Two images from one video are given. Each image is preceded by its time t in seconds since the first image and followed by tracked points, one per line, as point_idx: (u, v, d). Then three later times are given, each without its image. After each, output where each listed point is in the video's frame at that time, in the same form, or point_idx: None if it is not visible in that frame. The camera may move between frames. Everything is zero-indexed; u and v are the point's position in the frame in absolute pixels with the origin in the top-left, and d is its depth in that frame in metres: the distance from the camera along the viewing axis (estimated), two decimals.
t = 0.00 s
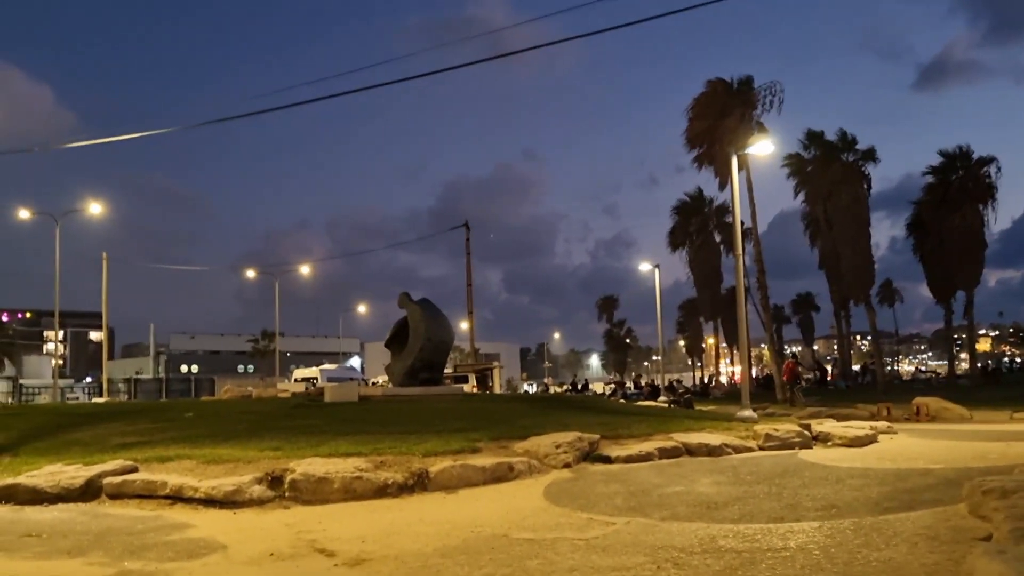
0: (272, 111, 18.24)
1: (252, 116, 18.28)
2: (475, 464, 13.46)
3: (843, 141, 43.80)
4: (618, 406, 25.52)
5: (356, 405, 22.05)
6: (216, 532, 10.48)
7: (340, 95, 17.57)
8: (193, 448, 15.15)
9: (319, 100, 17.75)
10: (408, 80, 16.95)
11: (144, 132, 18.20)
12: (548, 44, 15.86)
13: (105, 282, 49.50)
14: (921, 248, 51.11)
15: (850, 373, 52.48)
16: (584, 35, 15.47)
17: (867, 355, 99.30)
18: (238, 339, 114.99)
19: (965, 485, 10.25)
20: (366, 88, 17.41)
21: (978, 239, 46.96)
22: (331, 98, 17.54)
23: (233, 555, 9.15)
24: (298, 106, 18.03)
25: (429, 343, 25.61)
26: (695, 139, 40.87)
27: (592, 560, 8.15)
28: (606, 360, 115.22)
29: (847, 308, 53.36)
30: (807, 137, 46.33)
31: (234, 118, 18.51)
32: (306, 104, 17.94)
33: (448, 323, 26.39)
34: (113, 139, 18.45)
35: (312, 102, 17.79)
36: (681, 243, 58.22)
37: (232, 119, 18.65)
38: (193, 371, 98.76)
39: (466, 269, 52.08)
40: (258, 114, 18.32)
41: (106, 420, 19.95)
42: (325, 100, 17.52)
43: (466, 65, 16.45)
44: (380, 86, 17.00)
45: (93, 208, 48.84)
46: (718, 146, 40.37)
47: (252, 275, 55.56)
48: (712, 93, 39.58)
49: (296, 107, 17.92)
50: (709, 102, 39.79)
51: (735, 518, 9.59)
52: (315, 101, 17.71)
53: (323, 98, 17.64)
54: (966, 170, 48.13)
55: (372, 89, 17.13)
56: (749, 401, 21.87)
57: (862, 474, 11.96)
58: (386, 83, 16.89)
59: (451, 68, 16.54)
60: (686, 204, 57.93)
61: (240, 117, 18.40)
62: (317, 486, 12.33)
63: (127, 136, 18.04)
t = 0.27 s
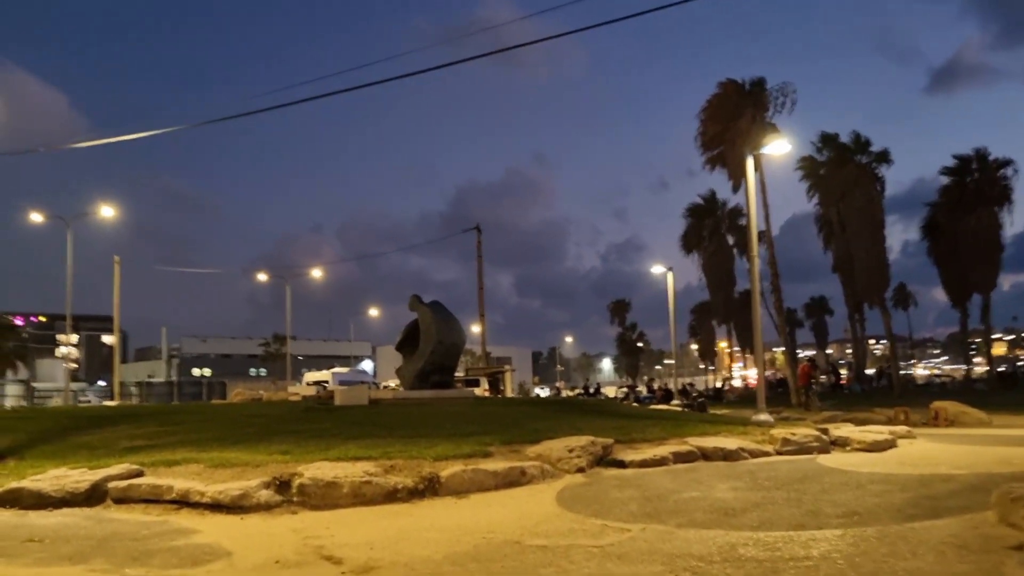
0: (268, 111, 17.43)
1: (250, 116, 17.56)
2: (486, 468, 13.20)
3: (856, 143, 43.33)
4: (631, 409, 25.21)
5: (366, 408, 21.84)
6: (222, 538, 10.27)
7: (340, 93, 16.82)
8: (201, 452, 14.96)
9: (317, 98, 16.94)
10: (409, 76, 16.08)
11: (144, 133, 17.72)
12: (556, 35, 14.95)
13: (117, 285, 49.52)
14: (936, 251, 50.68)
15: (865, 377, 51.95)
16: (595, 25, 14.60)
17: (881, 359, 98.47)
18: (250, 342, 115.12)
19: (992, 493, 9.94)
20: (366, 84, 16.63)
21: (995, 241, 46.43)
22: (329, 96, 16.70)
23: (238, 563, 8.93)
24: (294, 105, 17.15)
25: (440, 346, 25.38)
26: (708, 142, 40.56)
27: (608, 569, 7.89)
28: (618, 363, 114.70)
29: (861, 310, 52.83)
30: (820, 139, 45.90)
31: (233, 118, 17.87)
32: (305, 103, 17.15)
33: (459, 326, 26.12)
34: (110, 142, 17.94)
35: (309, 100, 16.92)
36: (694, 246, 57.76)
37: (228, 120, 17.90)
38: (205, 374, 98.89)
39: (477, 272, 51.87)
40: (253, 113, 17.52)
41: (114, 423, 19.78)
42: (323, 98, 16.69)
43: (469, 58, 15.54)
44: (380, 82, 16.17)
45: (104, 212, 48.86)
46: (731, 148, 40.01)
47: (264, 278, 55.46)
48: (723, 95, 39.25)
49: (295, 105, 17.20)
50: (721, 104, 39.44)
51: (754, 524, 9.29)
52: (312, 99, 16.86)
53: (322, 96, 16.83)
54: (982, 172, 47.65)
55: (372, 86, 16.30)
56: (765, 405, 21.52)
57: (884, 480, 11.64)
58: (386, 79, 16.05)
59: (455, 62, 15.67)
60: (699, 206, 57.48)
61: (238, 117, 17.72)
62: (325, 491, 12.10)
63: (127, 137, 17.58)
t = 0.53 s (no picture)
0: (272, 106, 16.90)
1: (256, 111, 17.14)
2: (500, 472, 12.87)
3: (876, 141, 42.69)
4: (647, 411, 24.80)
5: (378, 410, 21.54)
6: (228, 543, 9.99)
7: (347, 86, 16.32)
8: (209, 454, 14.70)
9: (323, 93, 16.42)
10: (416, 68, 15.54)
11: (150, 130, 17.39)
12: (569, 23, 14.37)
13: (132, 285, 49.50)
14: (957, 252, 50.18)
15: (884, 378, 51.28)
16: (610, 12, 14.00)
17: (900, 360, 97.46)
18: (265, 343, 115.31)
19: None
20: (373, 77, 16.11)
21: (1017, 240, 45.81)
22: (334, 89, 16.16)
23: (244, 570, 8.64)
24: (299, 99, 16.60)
25: (453, 347, 25.07)
26: (725, 140, 40.02)
27: None
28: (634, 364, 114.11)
29: (880, 311, 52.17)
30: (839, 138, 45.26)
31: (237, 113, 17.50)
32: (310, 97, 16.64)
33: (473, 327, 25.80)
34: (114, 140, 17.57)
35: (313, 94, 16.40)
36: (711, 245, 57.24)
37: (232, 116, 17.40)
38: (220, 375, 99.07)
39: (492, 272, 51.55)
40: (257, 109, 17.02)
41: (124, 424, 19.57)
42: (328, 91, 16.18)
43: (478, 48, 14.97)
44: (387, 74, 15.64)
45: (119, 212, 48.82)
46: (749, 146, 39.48)
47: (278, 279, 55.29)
48: (740, 93, 38.62)
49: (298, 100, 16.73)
50: (739, 101, 38.85)
51: (778, 533, 8.90)
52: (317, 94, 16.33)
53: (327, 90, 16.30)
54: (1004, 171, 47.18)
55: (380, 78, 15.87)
56: (785, 406, 21.06)
57: (913, 486, 11.21)
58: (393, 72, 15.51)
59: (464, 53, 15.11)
60: (715, 205, 57.00)
61: (243, 112, 17.27)
62: (334, 495, 11.81)
63: (132, 134, 17.21)
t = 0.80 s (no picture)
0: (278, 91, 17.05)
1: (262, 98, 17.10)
2: (505, 470, 12.59)
3: (886, 131, 42.22)
4: (656, 406, 24.47)
5: (383, 406, 21.28)
6: (226, 544, 9.74)
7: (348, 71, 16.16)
8: (210, 453, 14.46)
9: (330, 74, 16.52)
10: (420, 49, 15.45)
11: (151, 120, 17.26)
12: (571, 1, 14.22)
13: (137, 283, 49.45)
14: (970, 243, 49.75)
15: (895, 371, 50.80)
16: None
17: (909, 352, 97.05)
18: (272, 340, 115.33)
19: None
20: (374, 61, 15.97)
21: None
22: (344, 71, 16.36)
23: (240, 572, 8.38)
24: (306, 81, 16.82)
25: (459, 342, 24.79)
26: (734, 131, 39.71)
27: None
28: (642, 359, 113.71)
29: (891, 303, 51.68)
30: (849, 128, 44.82)
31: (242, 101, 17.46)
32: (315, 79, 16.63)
33: (479, 322, 25.50)
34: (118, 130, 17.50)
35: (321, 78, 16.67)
36: (720, 238, 56.80)
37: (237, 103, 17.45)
38: (228, 373, 99.11)
39: (498, 267, 51.29)
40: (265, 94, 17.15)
41: (126, 423, 19.35)
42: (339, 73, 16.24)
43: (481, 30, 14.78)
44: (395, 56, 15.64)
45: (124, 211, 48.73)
46: (757, 136, 39.17)
47: (285, 276, 55.38)
48: (749, 83, 38.30)
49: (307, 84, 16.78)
50: (747, 91, 38.46)
51: (793, 531, 8.58)
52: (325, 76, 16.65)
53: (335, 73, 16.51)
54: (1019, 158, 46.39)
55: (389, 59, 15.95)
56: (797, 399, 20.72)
57: (931, 481, 10.87)
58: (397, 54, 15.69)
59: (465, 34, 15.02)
60: (724, 198, 56.61)
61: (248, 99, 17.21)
62: (336, 494, 11.56)
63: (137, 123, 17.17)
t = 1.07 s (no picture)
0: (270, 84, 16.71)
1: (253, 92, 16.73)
2: (506, 472, 12.30)
3: (890, 127, 41.88)
4: (660, 406, 24.17)
5: (383, 408, 20.99)
6: (218, 551, 9.46)
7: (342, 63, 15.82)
8: (206, 456, 14.19)
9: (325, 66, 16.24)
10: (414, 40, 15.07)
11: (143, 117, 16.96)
12: None
13: (138, 284, 49.22)
14: (976, 240, 49.25)
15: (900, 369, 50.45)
16: None
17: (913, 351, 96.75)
18: (274, 341, 115.13)
19: None
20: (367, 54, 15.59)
21: None
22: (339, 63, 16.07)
23: None
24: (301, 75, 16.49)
25: (460, 343, 24.51)
26: (736, 128, 39.40)
27: None
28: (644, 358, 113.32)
29: (896, 301, 51.34)
30: (852, 125, 44.49)
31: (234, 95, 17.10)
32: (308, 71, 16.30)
33: (480, 321, 25.20)
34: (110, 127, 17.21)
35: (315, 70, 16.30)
36: (722, 236, 56.45)
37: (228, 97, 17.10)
38: (230, 374, 98.91)
39: (500, 266, 51.01)
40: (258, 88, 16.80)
41: (123, 426, 19.08)
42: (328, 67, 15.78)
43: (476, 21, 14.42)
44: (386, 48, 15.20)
45: (123, 212, 48.52)
46: (760, 134, 38.84)
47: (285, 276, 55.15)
48: (752, 80, 37.94)
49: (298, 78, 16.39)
50: (750, 89, 38.13)
51: (804, 536, 8.29)
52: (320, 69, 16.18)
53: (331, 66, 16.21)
54: None
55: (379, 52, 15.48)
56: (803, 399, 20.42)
57: (944, 483, 10.57)
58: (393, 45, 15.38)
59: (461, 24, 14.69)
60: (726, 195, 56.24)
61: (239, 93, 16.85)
62: (333, 498, 11.28)
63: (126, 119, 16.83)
